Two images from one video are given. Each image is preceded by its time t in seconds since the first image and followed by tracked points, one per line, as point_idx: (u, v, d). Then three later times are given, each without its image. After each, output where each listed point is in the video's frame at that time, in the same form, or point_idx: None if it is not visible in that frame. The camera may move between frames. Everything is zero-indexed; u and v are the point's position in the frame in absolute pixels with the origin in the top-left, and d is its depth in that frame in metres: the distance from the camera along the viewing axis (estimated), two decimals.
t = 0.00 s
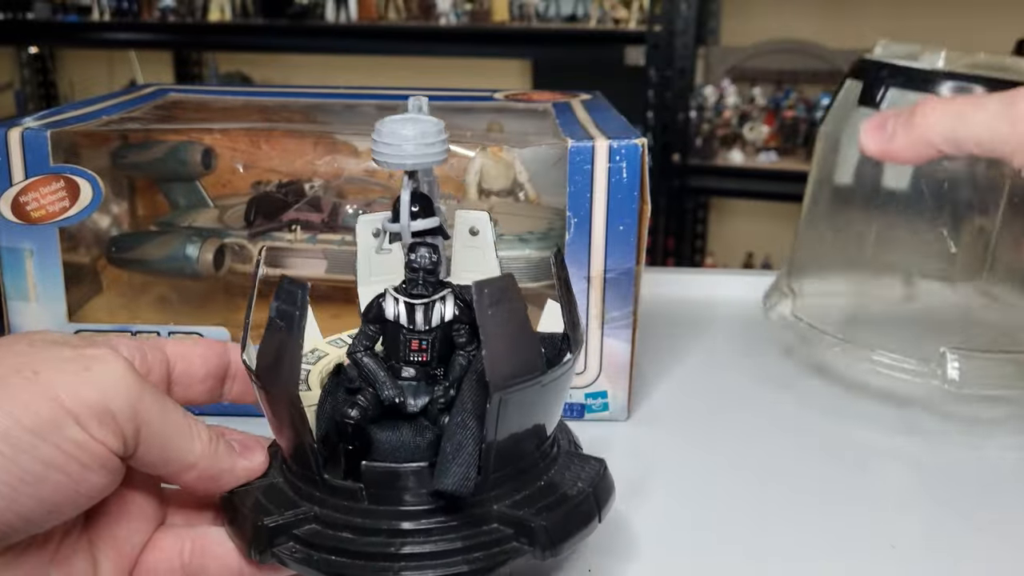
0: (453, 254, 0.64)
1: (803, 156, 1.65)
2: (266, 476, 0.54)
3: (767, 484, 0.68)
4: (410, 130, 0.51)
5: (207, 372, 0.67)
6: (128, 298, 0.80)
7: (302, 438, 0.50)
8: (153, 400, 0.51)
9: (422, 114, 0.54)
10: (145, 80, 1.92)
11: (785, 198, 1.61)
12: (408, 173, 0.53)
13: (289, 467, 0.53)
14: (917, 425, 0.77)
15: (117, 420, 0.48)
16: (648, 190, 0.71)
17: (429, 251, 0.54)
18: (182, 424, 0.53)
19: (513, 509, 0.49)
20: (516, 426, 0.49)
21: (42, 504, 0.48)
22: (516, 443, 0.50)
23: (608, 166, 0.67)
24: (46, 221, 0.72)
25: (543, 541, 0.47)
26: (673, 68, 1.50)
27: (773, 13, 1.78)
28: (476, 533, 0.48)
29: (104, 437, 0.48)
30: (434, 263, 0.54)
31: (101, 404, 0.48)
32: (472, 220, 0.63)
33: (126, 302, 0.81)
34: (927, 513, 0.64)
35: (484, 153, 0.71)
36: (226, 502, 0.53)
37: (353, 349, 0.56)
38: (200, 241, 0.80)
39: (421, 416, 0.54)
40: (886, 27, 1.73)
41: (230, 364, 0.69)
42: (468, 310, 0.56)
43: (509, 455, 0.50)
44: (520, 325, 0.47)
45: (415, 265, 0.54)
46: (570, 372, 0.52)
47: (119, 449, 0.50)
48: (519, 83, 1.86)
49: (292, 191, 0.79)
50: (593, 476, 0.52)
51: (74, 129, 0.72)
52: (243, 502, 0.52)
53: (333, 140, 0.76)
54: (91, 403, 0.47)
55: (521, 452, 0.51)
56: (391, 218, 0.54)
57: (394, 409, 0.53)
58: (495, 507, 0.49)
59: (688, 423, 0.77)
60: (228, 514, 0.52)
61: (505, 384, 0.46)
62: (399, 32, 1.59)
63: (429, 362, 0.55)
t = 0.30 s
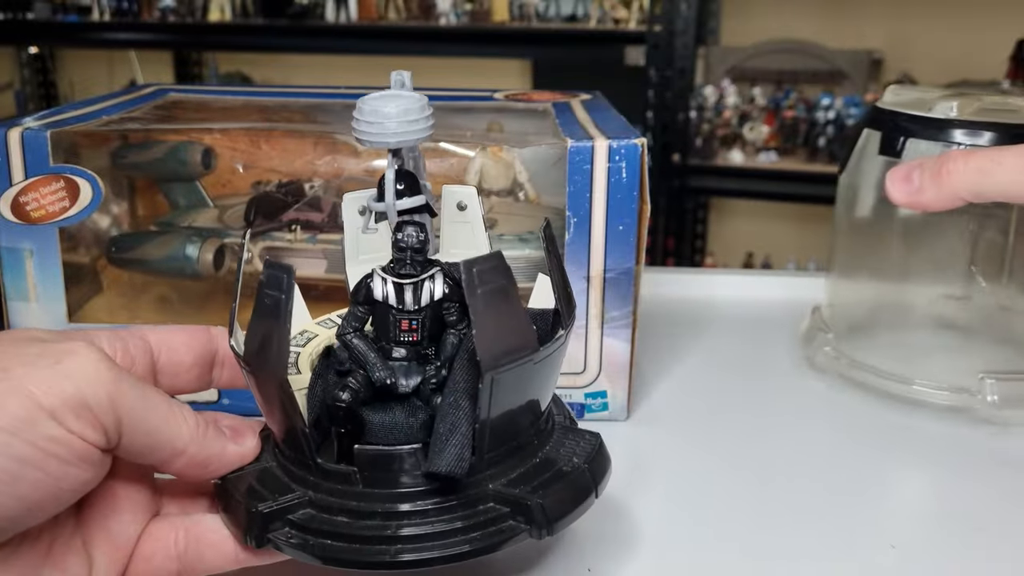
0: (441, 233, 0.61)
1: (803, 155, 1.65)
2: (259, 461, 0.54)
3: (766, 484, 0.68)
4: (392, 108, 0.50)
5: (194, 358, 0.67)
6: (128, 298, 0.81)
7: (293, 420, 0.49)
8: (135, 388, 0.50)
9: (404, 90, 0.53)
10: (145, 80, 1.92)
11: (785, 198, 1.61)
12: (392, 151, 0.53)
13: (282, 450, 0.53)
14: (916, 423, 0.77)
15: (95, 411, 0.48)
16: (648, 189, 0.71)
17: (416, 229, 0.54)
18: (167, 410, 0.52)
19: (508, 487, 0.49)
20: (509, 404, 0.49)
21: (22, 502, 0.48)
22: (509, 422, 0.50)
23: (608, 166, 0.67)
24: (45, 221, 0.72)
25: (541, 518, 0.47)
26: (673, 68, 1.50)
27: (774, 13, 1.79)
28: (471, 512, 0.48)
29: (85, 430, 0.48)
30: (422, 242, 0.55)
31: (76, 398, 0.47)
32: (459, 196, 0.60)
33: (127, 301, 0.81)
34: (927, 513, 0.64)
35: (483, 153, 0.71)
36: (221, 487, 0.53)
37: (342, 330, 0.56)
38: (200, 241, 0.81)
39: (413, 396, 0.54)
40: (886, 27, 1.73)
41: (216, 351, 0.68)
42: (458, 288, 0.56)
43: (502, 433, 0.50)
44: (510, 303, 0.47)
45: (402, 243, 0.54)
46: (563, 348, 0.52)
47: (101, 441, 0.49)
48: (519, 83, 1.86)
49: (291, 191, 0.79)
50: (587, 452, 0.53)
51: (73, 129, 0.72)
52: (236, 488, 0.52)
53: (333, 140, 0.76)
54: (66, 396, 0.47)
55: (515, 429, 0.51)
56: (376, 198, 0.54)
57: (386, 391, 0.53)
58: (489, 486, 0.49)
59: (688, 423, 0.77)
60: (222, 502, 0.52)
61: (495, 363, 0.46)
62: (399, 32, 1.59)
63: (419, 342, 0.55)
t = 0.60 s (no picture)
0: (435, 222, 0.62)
1: (803, 155, 1.65)
2: (254, 455, 0.54)
3: (765, 484, 0.68)
4: (379, 98, 0.50)
5: (188, 354, 0.67)
6: (129, 298, 0.81)
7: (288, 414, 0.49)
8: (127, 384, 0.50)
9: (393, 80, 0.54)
10: (145, 80, 1.92)
11: (785, 198, 1.61)
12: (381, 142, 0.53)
13: (277, 445, 0.53)
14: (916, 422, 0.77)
15: (86, 408, 0.48)
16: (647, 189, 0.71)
17: (407, 221, 0.55)
18: (160, 404, 0.52)
19: (504, 479, 0.49)
20: (505, 394, 0.49)
21: (14, 504, 0.49)
22: (504, 412, 0.50)
23: (608, 166, 0.67)
24: (46, 221, 0.72)
25: (539, 509, 0.47)
26: (673, 68, 1.50)
27: (774, 13, 1.79)
28: (468, 504, 0.48)
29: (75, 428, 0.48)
30: (413, 232, 0.55)
31: (66, 397, 0.47)
32: (452, 184, 0.61)
33: (127, 301, 0.81)
34: (926, 513, 0.64)
35: (483, 153, 0.71)
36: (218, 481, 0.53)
37: (335, 323, 0.56)
38: (200, 241, 0.80)
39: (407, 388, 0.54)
40: (886, 28, 1.73)
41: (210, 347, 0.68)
42: (450, 279, 0.56)
43: (497, 425, 0.50)
44: (504, 293, 0.46)
45: (393, 235, 0.55)
46: (557, 337, 0.51)
47: (92, 438, 0.49)
48: (519, 83, 1.86)
49: (291, 191, 0.79)
50: (584, 442, 0.53)
51: (74, 129, 0.72)
52: (231, 483, 0.52)
53: (333, 140, 0.76)
54: (56, 395, 0.47)
55: (511, 419, 0.51)
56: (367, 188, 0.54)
57: (380, 383, 0.54)
58: (484, 477, 0.49)
59: (688, 423, 0.77)
60: (219, 497, 0.52)
61: (489, 355, 0.46)
62: (399, 32, 1.59)
63: (413, 333, 0.56)
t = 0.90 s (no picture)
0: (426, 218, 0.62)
1: (803, 155, 1.65)
2: (251, 447, 0.54)
3: (766, 484, 0.68)
4: (372, 85, 0.51)
5: (182, 352, 0.68)
6: (129, 298, 0.82)
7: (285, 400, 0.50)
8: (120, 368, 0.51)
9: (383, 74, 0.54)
10: (145, 80, 1.92)
11: (785, 198, 1.61)
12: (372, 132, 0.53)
13: (273, 435, 0.53)
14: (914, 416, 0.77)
15: (81, 390, 0.48)
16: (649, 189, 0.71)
17: (401, 210, 0.55)
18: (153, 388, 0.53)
19: (501, 463, 0.49)
20: (499, 378, 0.49)
21: (17, 490, 0.49)
22: (499, 397, 0.50)
23: (608, 166, 0.68)
24: (45, 221, 0.72)
25: (534, 490, 0.48)
26: (673, 68, 1.50)
27: (773, 13, 1.79)
28: (464, 487, 0.48)
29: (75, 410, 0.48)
30: (406, 222, 0.55)
31: (62, 378, 0.48)
32: (443, 180, 0.61)
33: (127, 301, 0.82)
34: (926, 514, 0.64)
35: (483, 152, 0.71)
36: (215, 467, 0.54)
37: (330, 313, 0.56)
38: (200, 241, 0.80)
39: (402, 376, 0.54)
40: (886, 28, 1.73)
41: (204, 346, 0.69)
42: (444, 268, 0.56)
43: (491, 410, 0.50)
44: (498, 275, 0.47)
45: (388, 224, 0.55)
46: (551, 321, 0.52)
47: (89, 421, 0.50)
48: (519, 83, 1.86)
49: (290, 191, 0.79)
50: (578, 429, 0.53)
51: (74, 129, 0.72)
52: (228, 473, 0.52)
53: (333, 140, 0.76)
54: (52, 376, 0.47)
55: (505, 405, 0.51)
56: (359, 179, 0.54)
57: (375, 370, 0.54)
58: (479, 461, 0.49)
59: (688, 423, 0.77)
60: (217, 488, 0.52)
61: (484, 336, 0.46)
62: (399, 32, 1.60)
63: (407, 322, 0.55)
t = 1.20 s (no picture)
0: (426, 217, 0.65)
1: (803, 155, 1.65)
2: (243, 430, 0.55)
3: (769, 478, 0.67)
4: (364, 65, 0.54)
5: (173, 350, 0.67)
6: (129, 297, 0.82)
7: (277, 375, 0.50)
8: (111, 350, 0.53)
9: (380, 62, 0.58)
10: (145, 80, 1.92)
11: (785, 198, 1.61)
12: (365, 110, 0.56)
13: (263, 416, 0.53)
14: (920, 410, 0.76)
15: (73, 374, 0.50)
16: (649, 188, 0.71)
17: (393, 191, 0.57)
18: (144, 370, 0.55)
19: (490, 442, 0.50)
20: (488, 356, 0.50)
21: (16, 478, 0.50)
22: (489, 376, 0.51)
23: (608, 166, 0.68)
24: (46, 221, 0.72)
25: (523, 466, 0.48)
26: (673, 68, 1.50)
27: (774, 13, 1.79)
28: (453, 467, 0.48)
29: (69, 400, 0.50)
30: (397, 203, 0.57)
31: (55, 363, 0.50)
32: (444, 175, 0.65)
33: (127, 300, 0.82)
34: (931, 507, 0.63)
35: (483, 153, 0.71)
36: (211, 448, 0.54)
37: (324, 296, 0.58)
38: (200, 241, 0.80)
39: (393, 357, 0.55)
40: (886, 28, 1.73)
41: (194, 346, 0.68)
42: (434, 253, 0.58)
43: (482, 390, 0.51)
44: (483, 249, 0.49)
45: (381, 206, 0.57)
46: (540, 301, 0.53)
47: (83, 405, 0.52)
48: (519, 83, 1.86)
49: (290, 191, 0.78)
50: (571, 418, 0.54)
51: (74, 129, 0.72)
52: (219, 453, 0.52)
53: (333, 140, 0.76)
54: (45, 362, 0.49)
55: (496, 385, 0.52)
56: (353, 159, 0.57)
57: (367, 352, 0.55)
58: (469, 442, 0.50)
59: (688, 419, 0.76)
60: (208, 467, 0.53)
61: (470, 310, 0.48)
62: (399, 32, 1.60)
63: (398, 305, 0.57)
